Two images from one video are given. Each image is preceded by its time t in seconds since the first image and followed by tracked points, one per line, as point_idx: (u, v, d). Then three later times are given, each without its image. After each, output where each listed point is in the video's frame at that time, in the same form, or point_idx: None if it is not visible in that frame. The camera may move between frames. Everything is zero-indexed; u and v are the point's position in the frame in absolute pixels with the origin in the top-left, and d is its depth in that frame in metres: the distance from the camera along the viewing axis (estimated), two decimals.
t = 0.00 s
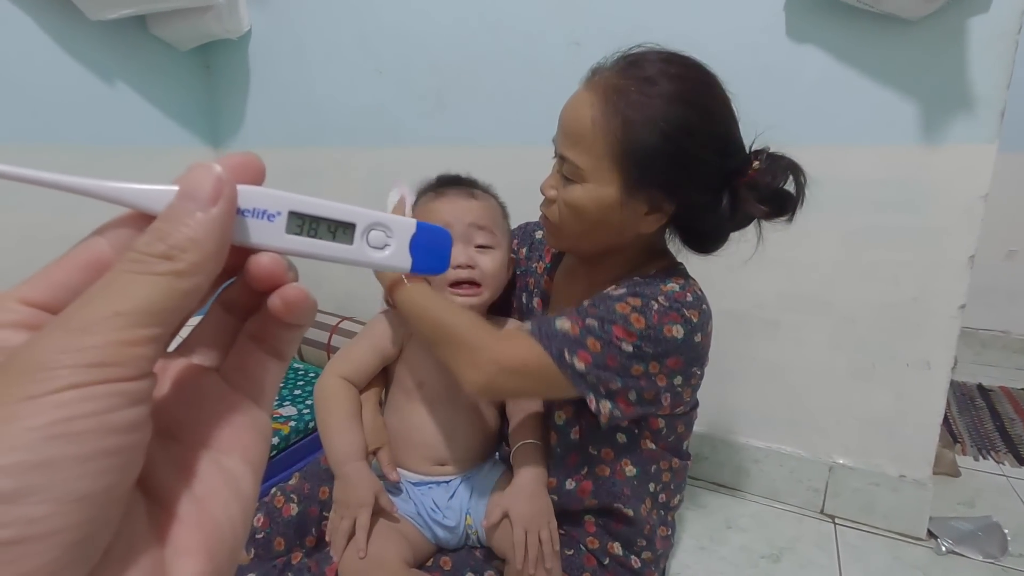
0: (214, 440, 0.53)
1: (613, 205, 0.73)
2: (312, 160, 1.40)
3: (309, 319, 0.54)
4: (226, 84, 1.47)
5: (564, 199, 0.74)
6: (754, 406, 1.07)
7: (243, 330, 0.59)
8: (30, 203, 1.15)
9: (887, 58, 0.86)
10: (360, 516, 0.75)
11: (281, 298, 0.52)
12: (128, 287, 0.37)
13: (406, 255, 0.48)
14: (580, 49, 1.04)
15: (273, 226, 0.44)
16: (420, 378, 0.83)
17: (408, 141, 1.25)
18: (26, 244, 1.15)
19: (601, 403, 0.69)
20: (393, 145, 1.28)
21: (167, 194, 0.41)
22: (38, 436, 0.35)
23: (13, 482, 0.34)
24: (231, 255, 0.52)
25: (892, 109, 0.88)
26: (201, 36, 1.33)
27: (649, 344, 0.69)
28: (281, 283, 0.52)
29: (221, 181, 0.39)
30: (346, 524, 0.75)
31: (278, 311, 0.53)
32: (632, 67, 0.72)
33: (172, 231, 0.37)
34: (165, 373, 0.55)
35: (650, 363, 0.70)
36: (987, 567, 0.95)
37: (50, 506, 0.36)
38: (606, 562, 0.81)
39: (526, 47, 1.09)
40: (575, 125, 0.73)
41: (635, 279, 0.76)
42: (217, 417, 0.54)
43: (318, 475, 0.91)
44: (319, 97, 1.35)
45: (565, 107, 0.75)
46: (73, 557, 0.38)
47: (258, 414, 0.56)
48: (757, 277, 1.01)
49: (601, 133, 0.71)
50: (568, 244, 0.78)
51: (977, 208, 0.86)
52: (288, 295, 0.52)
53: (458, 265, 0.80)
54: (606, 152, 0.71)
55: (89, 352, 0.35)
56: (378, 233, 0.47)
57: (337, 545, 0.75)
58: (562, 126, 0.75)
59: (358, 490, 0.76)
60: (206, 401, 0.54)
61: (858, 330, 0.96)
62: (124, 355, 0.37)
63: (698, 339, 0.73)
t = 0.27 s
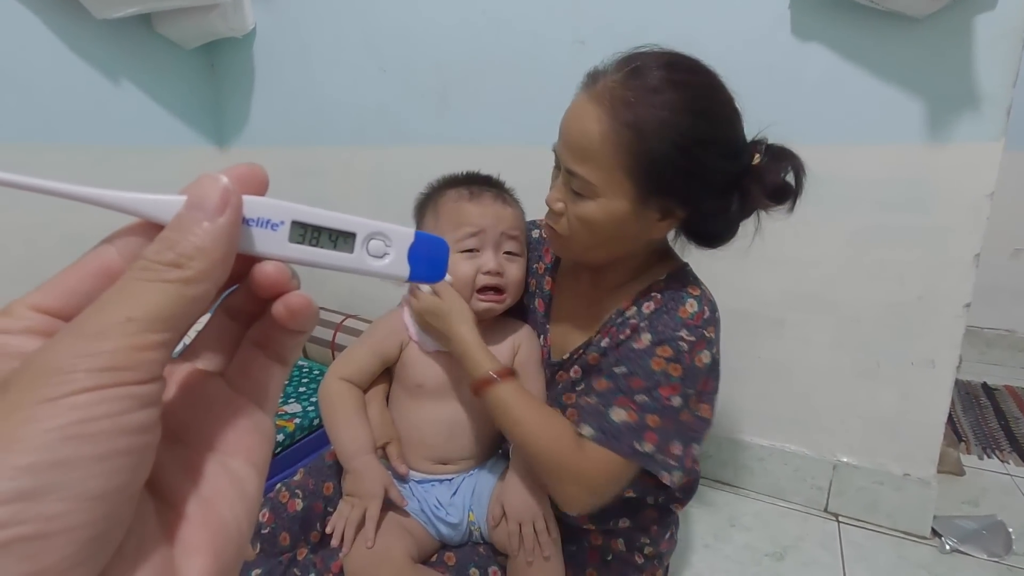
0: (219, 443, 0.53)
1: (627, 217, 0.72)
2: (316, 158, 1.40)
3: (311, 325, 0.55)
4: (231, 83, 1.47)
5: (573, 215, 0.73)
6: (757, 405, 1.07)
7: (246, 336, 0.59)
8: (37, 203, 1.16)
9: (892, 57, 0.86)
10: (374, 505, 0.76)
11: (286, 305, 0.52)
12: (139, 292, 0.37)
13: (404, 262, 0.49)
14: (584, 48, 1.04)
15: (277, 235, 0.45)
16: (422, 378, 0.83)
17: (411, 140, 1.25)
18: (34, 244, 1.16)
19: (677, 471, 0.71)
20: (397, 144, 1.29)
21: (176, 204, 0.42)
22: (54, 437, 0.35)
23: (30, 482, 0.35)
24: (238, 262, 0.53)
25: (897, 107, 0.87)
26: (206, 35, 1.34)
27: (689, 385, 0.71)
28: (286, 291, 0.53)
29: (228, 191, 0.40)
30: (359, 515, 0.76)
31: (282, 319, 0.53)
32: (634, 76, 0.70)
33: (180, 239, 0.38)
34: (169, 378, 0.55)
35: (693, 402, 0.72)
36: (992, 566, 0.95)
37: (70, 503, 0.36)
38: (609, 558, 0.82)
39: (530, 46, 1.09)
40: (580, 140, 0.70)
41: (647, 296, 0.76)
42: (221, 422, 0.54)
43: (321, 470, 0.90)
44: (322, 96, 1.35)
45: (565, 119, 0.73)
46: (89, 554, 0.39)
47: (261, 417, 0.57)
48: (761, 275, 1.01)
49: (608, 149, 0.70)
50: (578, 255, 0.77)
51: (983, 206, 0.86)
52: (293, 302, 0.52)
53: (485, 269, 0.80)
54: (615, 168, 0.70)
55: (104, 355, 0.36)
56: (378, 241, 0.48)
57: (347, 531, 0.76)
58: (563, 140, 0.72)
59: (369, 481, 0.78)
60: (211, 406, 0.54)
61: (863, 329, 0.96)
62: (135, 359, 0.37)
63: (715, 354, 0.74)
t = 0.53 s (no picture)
0: (232, 449, 0.54)
1: (649, 235, 0.71)
2: (320, 158, 1.41)
3: (321, 332, 0.55)
4: (235, 84, 1.48)
5: (593, 237, 0.72)
6: (762, 404, 1.07)
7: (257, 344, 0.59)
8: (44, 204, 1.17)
9: (895, 55, 0.86)
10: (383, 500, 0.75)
11: (297, 312, 0.53)
12: (156, 302, 0.38)
13: (410, 270, 0.49)
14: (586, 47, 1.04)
15: (286, 243, 0.45)
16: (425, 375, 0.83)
17: (415, 139, 1.26)
18: (40, 242, 1.16)
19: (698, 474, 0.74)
20: (401, 145, 1.29)
21: (189, 216, 0.43)
22: (77, 443, 0.36)
23: (57, 485, 0.36)
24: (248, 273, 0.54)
25: (901, 106, 0.87)
26: (210, 36, 1.34)
27: (710, 396, 0.72)
28: (297, 298, 0.53)
29: (239, 204, 0.40)
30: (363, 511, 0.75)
31: (292, 326, 0.54)
32: (647, 96, 0.67)
33: (194, 249, 0.39)
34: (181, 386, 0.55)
35: (714, 412, 0.73)
36: (997, 565, 0.94)
37: (94, 505, 0.38)
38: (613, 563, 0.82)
39: (532, 46, 1.09)
40: (595, 167, 0.68)
41: (670, 305, 0.76)
42: (234, 427, 0.55)
43: (328, 470, 0.91)
44: (326, 97, 1.35)
45: (575, 143, 0.70)
46: (112, 554, 0.40)
47: (272, 422, 0.57)
48: (765, 274, 1.01)
49: (624, 176, 0.67)
50: (600, 268, 0.77)
51: (987, 204, 0.86)
52: (304, 310, 0.53)
53: (468, 263, 0.80)
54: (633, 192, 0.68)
55: (123, 363, 0.37)
56: (384, 249, 0.48)
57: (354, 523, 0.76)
58: (575, 166, 0.70)
59: (375, 477, 0.77)
60: (224, 412, 0.55)
61: (867, 329, 0.96)
62: (152, 367, 0.38)
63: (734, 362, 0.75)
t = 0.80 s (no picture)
0: (237, 457, 0.54)
1: (650, 251, 0.72)
2: (322, 159, 1.41)
3: (323, 341, 0.56)
4: (236, 84, 1.48)
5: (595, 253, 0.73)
6: (763, 402, 1.07)
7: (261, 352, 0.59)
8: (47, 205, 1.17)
9: (896, 53, 0.86)
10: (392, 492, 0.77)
11: (301, 321, 0.54)
12: (163, 314, 0.38)
13: (411, 279, 0.50)
14: (587, 46, 1.04)
15: (290, 255, 0.46)
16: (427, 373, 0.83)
17: (416, 139, 1.26)
18: (43, 242, 1.17)
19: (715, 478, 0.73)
20: (402, 145, 1.29)
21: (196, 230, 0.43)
22: (88, 453, 0.37)
23: (70, 495, 0.36)
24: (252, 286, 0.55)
25: (903, 104, 0.87)
26: (211, 37, 1.35)
27: (723, 398, 0.72)
28: (300, 307, 0.55)
29: (245, 218, 0.41)
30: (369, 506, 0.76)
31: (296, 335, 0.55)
32: (648, 115, 0.66)
33: (201, 262, 0.39)
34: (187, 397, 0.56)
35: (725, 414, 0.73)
36: (1000, 562, 0.94)
37: (104, 515, 0.38)
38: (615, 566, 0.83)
39: (533, 45, 1.09)
40: (593, 189, 0.68)
41: (675, 309, 0.76)
42: (239, 436, 0.55)
43: (331, 468, 0.91)
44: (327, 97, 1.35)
45: (574, 160, 0.70)
46: (122, 563, 0.40)
47: (276, 431, 0.58)
48: (766, 272, 1.01)
49: (622, 197, 0.67)
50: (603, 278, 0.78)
51: (989, 202, 0.86)
52: (308, 318, 0.54)
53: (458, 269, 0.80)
54: (632, 213, 0.68)
55: (133, 375, 0.38)
56: (385, 259, 0.49)
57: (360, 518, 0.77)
58: (574, 183, 0.70)
59: (379, 475, 0.78)
60: (230, 422, 0.55)
61: (869, 326, 0.96)
62: (161, 379, 0.39)
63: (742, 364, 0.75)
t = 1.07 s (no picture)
0: (239, 457, 0.54)
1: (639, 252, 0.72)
2: (323, 156, 1.41)
3: (326, 344, 0.57)
4: (237, 82, 1.48)
5: (585, 256, 0.74)
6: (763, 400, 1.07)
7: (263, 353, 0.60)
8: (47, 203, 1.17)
9: (897, 52, 0.86)
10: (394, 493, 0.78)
11: (305, 323, 0.54)
12: (166, 318, 0.39)
13: (413, 281, 0.50)
14: (589, 44, 1.04)
15: (293, 257, 0.46)
16: (429, 371, 0.84)
17: (417, 137, 1.26)
18: (44, 241, 1.17)
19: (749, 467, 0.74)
20: (403, 143, 1.29)
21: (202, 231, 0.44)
22: (92, 453, 0.37)
23: (74, 495, 0.37)
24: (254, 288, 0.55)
25: (904, 102, 0.87)
26: (212, 34, 1.35)
27: (746, 389, 0.72)
28: (304, 309, 0.55)
29: (248, 221, 0.41)
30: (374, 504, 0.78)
31: (299, 337, 0.55)
32: (630, 118, 0.66)
33: (204, 265, 0.40)
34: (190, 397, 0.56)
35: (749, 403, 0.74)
36: (998, 560, 0.95)
37: (107, 515, 0.38)
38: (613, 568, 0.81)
39: (534, 43, 1.09)
40: (579, 192, 0.69)
41: (675, 307, 0.76)
42: (242, 437, 0.55)
43: (332, 465, 0.91)
44: (329, 95, 1.35)
45: (561, 166, 0.70)
46: (126, 561, 0.40)
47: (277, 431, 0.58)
48: (766, 270, 1.01)
49: (604, 200, 0.68)
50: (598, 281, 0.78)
51: (990, 200, 0.86)
52: (311, 321, 0.54)
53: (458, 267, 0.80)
54: (616, 216, 0.69)
55: (135, 379, 0.38)
56: (386, 261, 0.49)
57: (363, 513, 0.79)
58: (562, 189, 0.71)
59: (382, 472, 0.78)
60: (232, 422, 0.55)
61: (869, 324, 0.96)
62: (164, 380, 0.39)
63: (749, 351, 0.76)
